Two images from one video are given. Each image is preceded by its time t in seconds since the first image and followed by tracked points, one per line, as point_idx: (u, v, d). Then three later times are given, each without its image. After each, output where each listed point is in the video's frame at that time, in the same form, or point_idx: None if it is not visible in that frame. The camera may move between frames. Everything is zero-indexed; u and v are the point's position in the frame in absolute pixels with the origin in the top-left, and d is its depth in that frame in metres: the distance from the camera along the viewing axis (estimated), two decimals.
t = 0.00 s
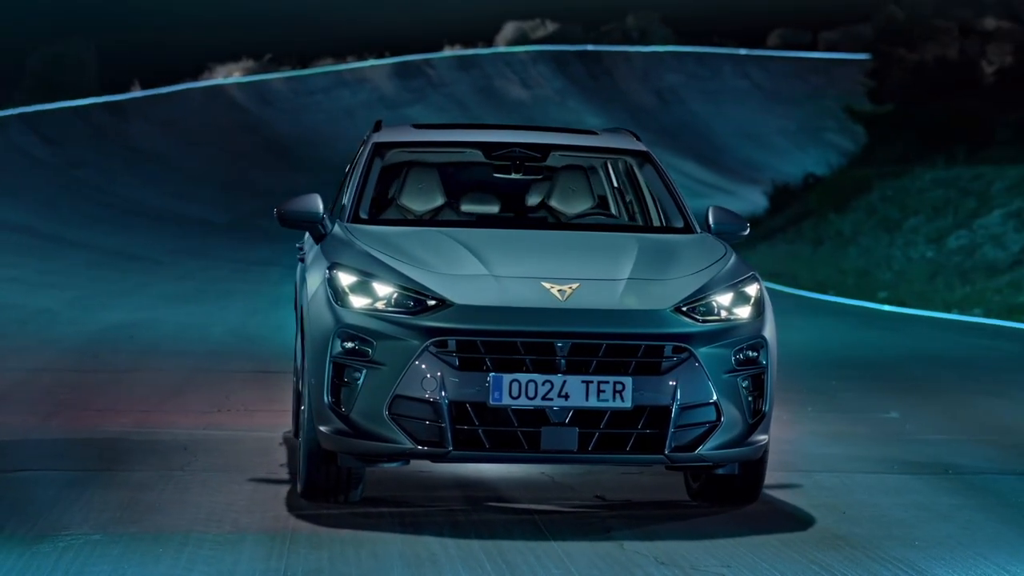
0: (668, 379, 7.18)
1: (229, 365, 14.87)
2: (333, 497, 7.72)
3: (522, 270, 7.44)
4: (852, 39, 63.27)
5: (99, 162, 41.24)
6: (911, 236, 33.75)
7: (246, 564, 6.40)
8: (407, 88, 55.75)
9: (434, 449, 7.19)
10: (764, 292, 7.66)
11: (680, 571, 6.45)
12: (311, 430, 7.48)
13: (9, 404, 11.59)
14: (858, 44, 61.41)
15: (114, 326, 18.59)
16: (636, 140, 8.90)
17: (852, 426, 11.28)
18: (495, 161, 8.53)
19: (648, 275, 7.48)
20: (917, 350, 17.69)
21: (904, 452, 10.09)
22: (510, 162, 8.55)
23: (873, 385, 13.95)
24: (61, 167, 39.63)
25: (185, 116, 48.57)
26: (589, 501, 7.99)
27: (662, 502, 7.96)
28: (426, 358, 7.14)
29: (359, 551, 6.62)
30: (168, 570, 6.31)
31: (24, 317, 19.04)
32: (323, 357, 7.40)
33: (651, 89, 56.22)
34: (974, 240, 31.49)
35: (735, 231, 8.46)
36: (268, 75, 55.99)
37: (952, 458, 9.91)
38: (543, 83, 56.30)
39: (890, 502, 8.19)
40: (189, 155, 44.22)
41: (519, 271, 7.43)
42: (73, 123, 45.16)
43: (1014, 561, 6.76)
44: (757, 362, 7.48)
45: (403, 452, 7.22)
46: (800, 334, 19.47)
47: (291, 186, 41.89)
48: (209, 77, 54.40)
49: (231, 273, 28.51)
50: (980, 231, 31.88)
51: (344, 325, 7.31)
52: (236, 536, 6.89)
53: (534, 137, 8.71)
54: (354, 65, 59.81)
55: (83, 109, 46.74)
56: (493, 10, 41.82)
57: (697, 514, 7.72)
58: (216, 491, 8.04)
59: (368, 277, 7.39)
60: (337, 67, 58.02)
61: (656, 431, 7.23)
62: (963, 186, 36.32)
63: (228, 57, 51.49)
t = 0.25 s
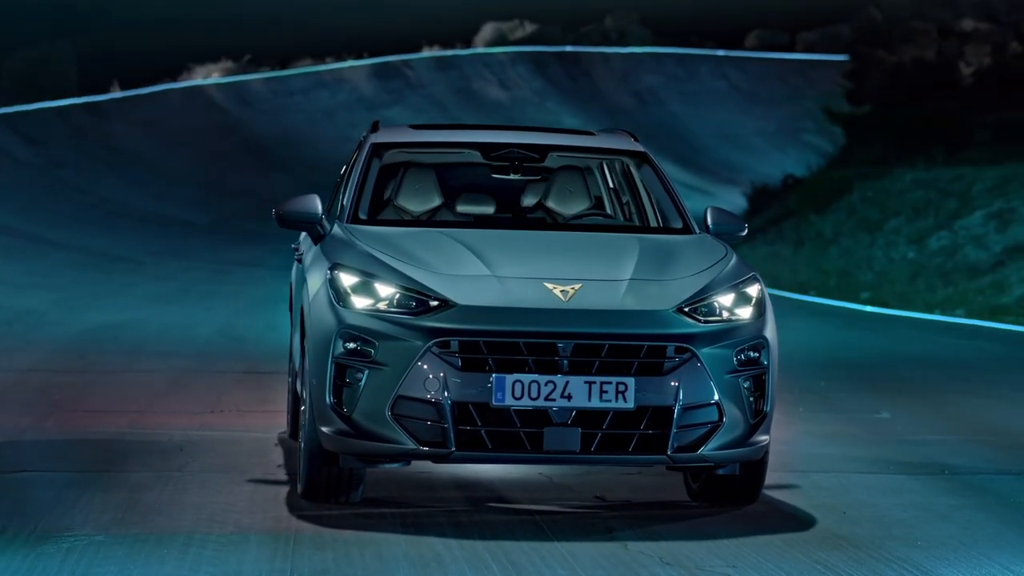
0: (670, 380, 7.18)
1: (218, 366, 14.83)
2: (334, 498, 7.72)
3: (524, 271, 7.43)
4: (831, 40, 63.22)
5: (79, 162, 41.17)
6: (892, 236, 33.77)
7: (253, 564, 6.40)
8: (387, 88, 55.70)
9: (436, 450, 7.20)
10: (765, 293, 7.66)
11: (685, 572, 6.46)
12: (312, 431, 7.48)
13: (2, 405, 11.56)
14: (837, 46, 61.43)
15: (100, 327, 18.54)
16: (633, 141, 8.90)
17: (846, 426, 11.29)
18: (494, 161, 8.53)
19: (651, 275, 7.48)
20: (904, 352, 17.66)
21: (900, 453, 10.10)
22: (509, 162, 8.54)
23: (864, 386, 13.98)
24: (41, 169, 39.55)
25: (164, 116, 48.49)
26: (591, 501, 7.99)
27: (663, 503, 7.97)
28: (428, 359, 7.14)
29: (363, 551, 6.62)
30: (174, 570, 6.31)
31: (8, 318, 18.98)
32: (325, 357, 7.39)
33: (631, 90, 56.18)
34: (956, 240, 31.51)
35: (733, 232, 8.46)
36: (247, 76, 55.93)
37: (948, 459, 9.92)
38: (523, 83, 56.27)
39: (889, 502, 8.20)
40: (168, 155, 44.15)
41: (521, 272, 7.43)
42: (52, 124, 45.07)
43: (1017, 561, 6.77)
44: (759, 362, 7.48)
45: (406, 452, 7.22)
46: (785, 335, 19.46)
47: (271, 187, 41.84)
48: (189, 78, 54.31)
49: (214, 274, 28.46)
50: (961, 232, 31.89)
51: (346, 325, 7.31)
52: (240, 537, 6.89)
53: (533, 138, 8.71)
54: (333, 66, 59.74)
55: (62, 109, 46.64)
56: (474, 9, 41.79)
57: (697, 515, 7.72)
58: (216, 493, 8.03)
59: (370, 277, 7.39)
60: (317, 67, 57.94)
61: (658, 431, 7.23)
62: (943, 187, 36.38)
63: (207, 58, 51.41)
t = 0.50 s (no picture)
0: (674, 380, 7.19)
1: (203, 368, 14.82)
2: (335, 498, 7.71)
3: (527, 271, 7.43)
4: (805, 40, 63.27)
5: (53, 164, 41.04)
6: (870, 237, 33.80)
7: (261, 565, 6.40)
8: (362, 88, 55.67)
9: (440, 451, 7.20)
10: (766, 294, 7.67)
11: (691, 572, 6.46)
12: (315, 432, 7.47)
13: None
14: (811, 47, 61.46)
15: (82, 329, 18.47)
16: (631, 141, 8.91)
17: (836, 426, 11.30)
18: (492, 162, 8.53)
19: (653, 276, 7.49)
20: (888, 354, 17.64)
21: (895, 454, 10.11)
22: (506, 163, 8.55)
23: (849, 387, 14.02)
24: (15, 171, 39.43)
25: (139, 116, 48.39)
26: (589, 501, 8.01)
27: (663, 505, 7.97)
28: (432, 359, 7.13)
29: (369, 552, 6.61)
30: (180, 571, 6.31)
31: None
32: (327, 357, 7.39)
33: (606, 90, 56.15)
34: (934, 242, 31.55)
35: (731, 234, 8.47)
36: (222, 77, 55.84)
37: (941, 459, 9.94)
38: (499, 83, 56.25)
39: (888, 502, 8.22)
40: (144, 153, 44.05)
41: (525, 272, 7.42)
42: (27, 125, 44.95)
43: None
44: (760, 362, 7.49)
45: (409, 453, 7.22)
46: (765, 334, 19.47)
47: (248, 187, 41.79)
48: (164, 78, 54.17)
49: (193, 276, 28.41)
50: (940, 233, 31.94)
51: (348, 327, 7.30)
52: (244, 537, 6.88)
53: (532, 138, 8.72)
54: (308, 66, 59.65)
55: (37, 110, 46.51)
56: (451, 10, 41.73)
57: (698, 516, 7.73)
58: (214, 493, 8.03)
59: (373, 278, 7.39)
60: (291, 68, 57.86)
61: (660, 432, 7.24)
62: (921, 188, 36.40)
63: (182, 58, 51.30)
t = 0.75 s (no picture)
0: (676, 381, 7.20)
1: (192, 369, 14.78)
2: (337, 499, 7.71)
3: (530, 273, 7.43)
4: (783, 41, 63.29)
5: (32, 165, 40.95)
6: (851, 239, 33.82)
7: (269, 566, 6.40)
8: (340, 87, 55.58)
9: (443, 451, 7.20)
10: (767, 295, 7.68)
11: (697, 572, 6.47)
12: (316, 434, 7.47)
13: None
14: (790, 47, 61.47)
15: (67, 331, 18.41)
16: (629, 143, 8.91)
17: (830, 427, 11.33)
18: (491, 162, 8.53)
19: (655, 277, 7.50)
20: (874, 355, 17.62)
21: (891, 455, 10.13)
22: (505, 163, 8.55)
23: (839, 388, 14.03)
24: None
25: (118, 115, 48.32)
26: (589, 503, 8.01)
27: (663, 505, 7.97)
28: (435, 361, 7.13)
29: (374, 552, 6.61)
30: (186, 572, 6.30)
31: None
32: (329, 358, 7.39)
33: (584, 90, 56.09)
34: (916, 243, 31.58)
35: (729, 235, 8.47)
36: (200, 78, 55.76)
37: (936, 460, 9.96)
38: (478, 83, 56.21)
39: (887, 502, 8.24)
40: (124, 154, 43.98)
41: (527, 273, 7.43)
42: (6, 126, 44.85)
43: None
44: (761, 363, 7.51)
45: (412, 454, 7.22)
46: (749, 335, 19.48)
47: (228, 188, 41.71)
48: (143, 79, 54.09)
49: (174, 278, 28.34)
50: (921, 235, 31.97)
51: (351, 327, 7.30)
52: (249, 538, 6.88)
53: (530, 139, 8.72)
54: (286, 68, 59.56)
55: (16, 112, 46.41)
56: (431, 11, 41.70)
57: (699, 516, 7.74)
58: (215, 493, 8.03)
59: (375, 280, 7.38)
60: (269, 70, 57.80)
61: (663, 432, 7.25)
62: (901, 190, 36.40)
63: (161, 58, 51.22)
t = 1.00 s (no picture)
0: (678, 382, 7.21)
1: (177, 371, 14.74)
2: (337, 501, 7.71)
3: (532, 274, 7.43)
4: (758, 42, 63.23)
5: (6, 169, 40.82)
6: (829, 241, 33.83)
7: (276, 569, 6.40)
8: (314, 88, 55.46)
9: (446, 452, 7.20)
10: (767, 296, 7.69)
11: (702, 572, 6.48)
12: (318, 436, 7.47)
13: None
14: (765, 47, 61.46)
15: (49, 334, 18.34)
16: (625, 144, 8.91)
17: (823, 429, 11.34)
18: (489, 163, 8.54)
19: (657, 278, 7.50)
20: (857, 355, 17.59)
21: (885, 455, 10.15)
22: (504, 164, 8.56)
23: (828, 389, 14.04)
24: None
25: (94, 117, 48.22)
26: (589, 504, 8.02)
27: (663, 506, 7.98)
28: (438, 363, 7.13)
29: (379, 553, 6.61)
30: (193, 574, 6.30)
31: None
32: (331, 359, 7.39)
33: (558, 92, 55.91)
34: (894, 245, 31.59)
35: (727, 235, 8.47)
36: (175, 78, 55.64)
37: (930, 460, 9.98)
38: (452, 85, 56.11)
39: (886, 502, 8.26)
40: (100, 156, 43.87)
41: (529, 275, 7.43)
42: None
43: None
44: (762, 364, 7.51)
45: (415, 455, 7.21)
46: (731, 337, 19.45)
47: (204, 190, 41.61)
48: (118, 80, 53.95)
49: (152, 280, 28.26)
50: (899, 237, 31.97)
51: (353, 328, 7.30)
52: (252, 540, 6.88)
53: (526, 140, 8.72)
54: (260, 69, 59.47)
55: None
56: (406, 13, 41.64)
57: (700, 516, 7.74)
58: (215, 495, 8.03)
59: (377, 281, 7.38)
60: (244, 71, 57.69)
61: (666, 433, 7.25)
62: (877, 191, 36.38)
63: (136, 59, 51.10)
